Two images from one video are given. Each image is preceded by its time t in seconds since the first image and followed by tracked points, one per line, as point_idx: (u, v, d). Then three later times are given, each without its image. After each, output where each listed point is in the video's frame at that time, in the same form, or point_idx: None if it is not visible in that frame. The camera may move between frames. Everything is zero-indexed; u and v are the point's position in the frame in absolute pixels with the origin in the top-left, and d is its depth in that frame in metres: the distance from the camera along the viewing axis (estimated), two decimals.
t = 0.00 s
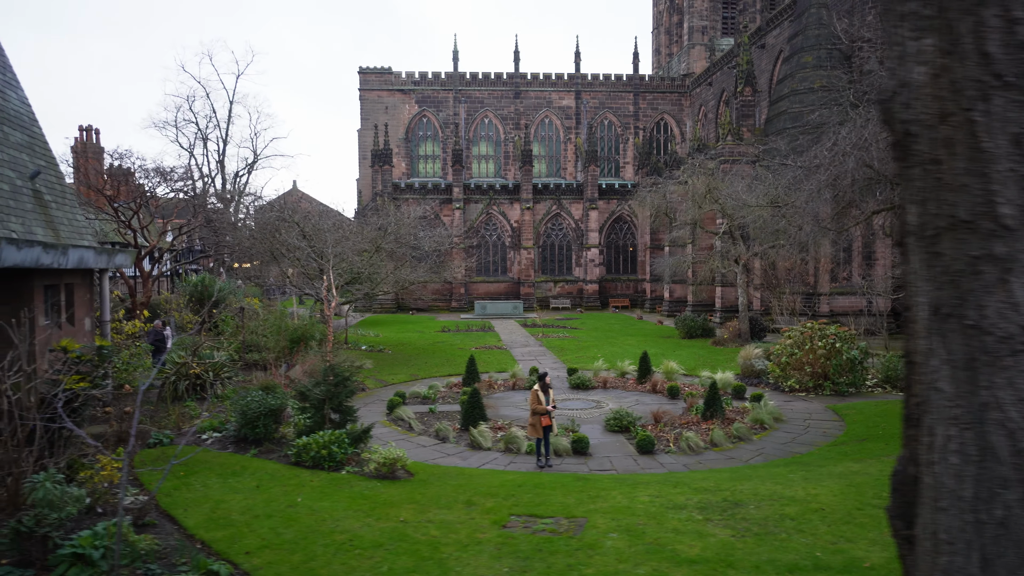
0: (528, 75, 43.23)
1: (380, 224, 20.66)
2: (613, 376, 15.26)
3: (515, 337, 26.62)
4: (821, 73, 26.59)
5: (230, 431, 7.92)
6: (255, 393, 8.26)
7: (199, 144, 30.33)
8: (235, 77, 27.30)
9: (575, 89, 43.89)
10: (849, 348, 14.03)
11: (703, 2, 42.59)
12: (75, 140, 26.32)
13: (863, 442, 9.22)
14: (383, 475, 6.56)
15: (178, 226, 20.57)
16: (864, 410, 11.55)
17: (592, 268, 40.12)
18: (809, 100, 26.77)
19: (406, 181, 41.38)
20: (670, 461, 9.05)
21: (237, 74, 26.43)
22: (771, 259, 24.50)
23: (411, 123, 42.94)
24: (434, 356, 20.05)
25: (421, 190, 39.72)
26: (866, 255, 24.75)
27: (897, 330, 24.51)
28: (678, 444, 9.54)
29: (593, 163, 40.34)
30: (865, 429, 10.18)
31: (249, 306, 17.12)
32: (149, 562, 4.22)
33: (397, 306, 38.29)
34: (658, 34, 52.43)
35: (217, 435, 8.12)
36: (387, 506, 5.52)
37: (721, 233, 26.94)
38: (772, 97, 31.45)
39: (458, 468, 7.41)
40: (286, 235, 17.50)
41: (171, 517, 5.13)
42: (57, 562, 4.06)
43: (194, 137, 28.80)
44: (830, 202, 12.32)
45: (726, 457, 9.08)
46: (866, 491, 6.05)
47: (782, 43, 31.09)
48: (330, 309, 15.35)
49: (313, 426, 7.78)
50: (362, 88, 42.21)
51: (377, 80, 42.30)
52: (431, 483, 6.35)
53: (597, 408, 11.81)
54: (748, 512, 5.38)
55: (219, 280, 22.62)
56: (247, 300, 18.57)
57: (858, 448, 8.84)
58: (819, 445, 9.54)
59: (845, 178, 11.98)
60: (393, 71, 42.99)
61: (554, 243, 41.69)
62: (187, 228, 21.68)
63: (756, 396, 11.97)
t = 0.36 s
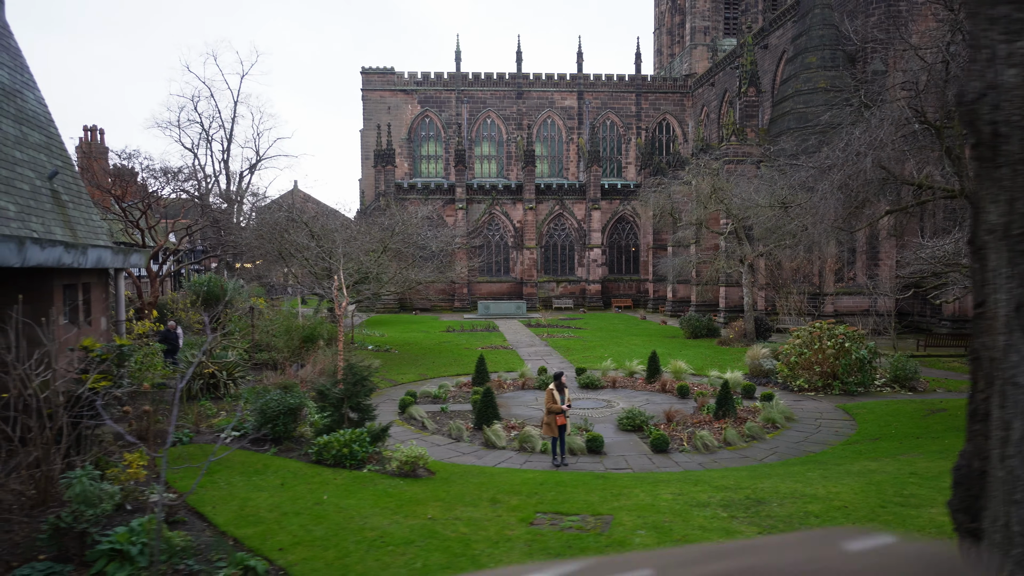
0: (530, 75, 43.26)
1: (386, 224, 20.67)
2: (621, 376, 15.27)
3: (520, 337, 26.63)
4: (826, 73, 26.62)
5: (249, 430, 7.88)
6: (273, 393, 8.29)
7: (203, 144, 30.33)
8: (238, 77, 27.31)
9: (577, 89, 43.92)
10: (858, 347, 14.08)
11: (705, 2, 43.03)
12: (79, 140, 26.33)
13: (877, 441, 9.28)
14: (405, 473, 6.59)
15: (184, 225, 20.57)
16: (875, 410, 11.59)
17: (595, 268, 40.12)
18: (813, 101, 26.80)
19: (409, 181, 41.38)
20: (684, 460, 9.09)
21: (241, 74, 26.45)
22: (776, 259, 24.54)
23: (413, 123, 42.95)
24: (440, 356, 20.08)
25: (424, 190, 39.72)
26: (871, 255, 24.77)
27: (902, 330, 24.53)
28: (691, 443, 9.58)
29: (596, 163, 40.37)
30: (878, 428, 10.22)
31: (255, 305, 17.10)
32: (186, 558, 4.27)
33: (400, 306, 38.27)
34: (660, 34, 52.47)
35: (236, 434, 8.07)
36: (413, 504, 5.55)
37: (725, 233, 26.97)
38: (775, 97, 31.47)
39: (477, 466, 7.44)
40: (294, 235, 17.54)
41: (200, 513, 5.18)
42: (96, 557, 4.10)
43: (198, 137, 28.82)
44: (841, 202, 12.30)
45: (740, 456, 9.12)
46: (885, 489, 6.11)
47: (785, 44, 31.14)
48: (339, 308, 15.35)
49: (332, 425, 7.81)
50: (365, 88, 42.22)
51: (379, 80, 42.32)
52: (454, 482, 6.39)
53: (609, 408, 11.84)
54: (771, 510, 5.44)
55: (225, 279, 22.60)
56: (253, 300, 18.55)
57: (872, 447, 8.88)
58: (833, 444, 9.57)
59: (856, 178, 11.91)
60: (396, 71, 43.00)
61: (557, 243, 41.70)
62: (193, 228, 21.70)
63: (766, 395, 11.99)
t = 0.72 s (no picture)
0: (533, 75, 43.26)
1: (393, 224, 20.69)
2: (631, 375, 15.31)
3: (526, 337, 26.65)
4: (831, 73, 26.45)
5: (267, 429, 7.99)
6: (292, 393, 8.33)
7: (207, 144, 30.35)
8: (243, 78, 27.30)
9: (580, 89, 43.93)
10: (868, 347, 14.13)
11: (707, 2, 43.10)
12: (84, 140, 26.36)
13: (892, 441, 9.30)
14: (428, 472, 6.63)
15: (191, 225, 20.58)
16: (887, 409, 11.62)
17: (598, 268, 40.14)
18: (818, 101, 26.56)
19: (412, 181, 41.39)
20: (700, 459, 9.12)
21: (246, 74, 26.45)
22: (782, 259, 24.56)
23: (416, 123, 42.96)
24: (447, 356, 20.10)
25: (427, 190, 39.71)
26: (876, 255, 24.81)
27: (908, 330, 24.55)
28: (707, 442, 9.62)
29: (599, 163, 40.38)
30: (892, 428, 10.25)
31: (263, 305, 17.09)
32: (224, 556, 4.31)
33: (404, 306, 38.27)
34: (662, 34, 52.46)
35: (254, 433, 8.22)
36: (441, 502, 5.59)
37: (730, 234, 26.98)
38: (779, 97, 31.46)
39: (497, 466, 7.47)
40: (302, 235, 17.55)
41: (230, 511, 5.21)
42: (136, 555, 4.16)
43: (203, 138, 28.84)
44: (853, 202, 12.22)
45: (756, 455, 9.15)
46: (908, 488, 6.14)
47: (789, 44, 31.14)
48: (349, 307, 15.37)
49: (352, 424, 7.84)
50: (368, 89, 42.24)
51: (382, 80, 42.32)
52: (477, 480, 6.42)
53: (622, 407, 11.87)
54: (798, 509, 5.47)
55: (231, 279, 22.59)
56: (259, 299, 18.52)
57: (887, 446, 8.92)
58: (847, 444, 9.61)
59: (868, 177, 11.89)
60: (399, 72, 43.00)
61: (560, 243, 41.73)
62: (200, 228, 21.73)
63: (778, 395, 12.02)
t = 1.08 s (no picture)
0: (537, 75, 43.29)
1: (401, 224, 20.73)
2: (642, 375, 15.31)
3: (532, 336, 26.69)
4: (838, 74, 26.22)
5: (290, 427, 8.05)
6: (314, 391, 8.35)
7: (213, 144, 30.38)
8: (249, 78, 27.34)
9: (583, 89, 43.95)
10: (880, 346, 14.15)
11: (711, 2, 43.15)
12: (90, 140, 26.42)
13: (911, 439, 9.34)
14: (455, 469, 6.66)
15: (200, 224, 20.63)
16: (902, 408, 11.65)
17: (602, 268, 40.16)
18: (824, 102, 26.28)
19: (416, 181, 41.46)
20: (719, 457, 9.15)
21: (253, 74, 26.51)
22: (789, 259, 24.57)
23: (420, 123, 43.02)
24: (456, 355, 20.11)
25: (431, 190, 39.73)
26: (883, 255, 24.79)
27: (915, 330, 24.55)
28: (725, 440, 9.64)
29: (603, 163, 40.42)
30: (909, 426, 10.27)
31: (273, 304, 17.12)
32: (265, 550, 4.33)
33: (407, 305, 38.30)
34: (666, 34, 52.49)
35: (276, 431, 8.33)
36: (471, 499, 5.62)
37: (737, 233, 26.99)
38: (784, 97, 31.48)
39: (520, 463, 7.48)
40: (312, 234, 17.58)
41: (264, 507, 5.22)
42: (179, 549, 4.20)
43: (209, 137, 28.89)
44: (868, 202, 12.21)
45: (775, 453, 9.17)
46: (935, 485, 6.16)
47: (794, 44, 31.15)
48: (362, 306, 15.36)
49: (374, 423, 7.86)
50: (372, 89, 42.30)
51: (386, 80, 42.37)
52: (504, 477, 6.44)
53: (637, 406, 11.89)
54: (829, 506, 5.50)
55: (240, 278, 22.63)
56: (266, 297, 18.52)
57: (906, 445, 8.93)
58: (864, 442, 9.63)
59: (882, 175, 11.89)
60: (403, 72, 43.06)
61: (564, 243, 41.77)
62: (208, 228, 21.80)
63: (792, 394, 12.05)
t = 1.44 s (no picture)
0: (541, 76, 43.32)
1: (409, 224, 20.76)
2: (653, 374, 15.35)
3: (539, 336, 26.71)
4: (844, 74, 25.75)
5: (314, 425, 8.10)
6: (338, 389, 8.42)
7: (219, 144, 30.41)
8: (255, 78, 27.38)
9: (587, 89, 43.98)
10: (893, 345, 14.19)
11: (714, 3, 43.15)
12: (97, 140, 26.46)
13: (928, 437, 9.39)
14: (483, 466, 6.72)
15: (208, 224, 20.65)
16: (917, 407, 11.69)
17: (606, 268, 40.19)
18: (830, 102, 25.98)
19: (420, 181, 41.48)
20: (738, 455, 9.20)
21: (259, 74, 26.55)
22: (795, 258, 24.59)
23: (424, 123, 43.07)
24: (465, 354, 20.14)
25: (435, 190, 39.75)
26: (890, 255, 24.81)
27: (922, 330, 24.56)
28: (743, 438, 9.68)
29: (607, 163, 40.44)
30: (926, 425, 10.31)
31: (284, 303, 17.17)
32: (311, 544, 4.39)
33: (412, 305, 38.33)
34: (668, 35, 52.54)
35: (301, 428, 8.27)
36: (504, 494, 5.67)
37: (743, 234, 27.02)
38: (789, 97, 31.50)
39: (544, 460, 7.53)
40: (321, 234, 17.60)
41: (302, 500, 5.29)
42: (227, 543, 4.26)
43: (215, 137, 28.94)
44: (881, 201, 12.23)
45: (793, 451, 9.21)
46: (961, 482, 6.19)
47: (798, 44, 31.15)
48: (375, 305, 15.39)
49: (398, 421, 7.91)
50: (376, 89, 42.33)
51: (390, 80, 42.42)
52: (533, 474, 6.48)
53: (652, 404, 11.94)
54: (859, 501, 5.54)
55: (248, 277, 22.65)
56: (276, 296, 18.56)
57: (924, 443, 8.98)
58: (882, 440, 9.67)
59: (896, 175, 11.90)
60: (407, 72, 43.09)
61: (568, 243, 41.81)
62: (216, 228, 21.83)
63: (807, 393, 12.10)
